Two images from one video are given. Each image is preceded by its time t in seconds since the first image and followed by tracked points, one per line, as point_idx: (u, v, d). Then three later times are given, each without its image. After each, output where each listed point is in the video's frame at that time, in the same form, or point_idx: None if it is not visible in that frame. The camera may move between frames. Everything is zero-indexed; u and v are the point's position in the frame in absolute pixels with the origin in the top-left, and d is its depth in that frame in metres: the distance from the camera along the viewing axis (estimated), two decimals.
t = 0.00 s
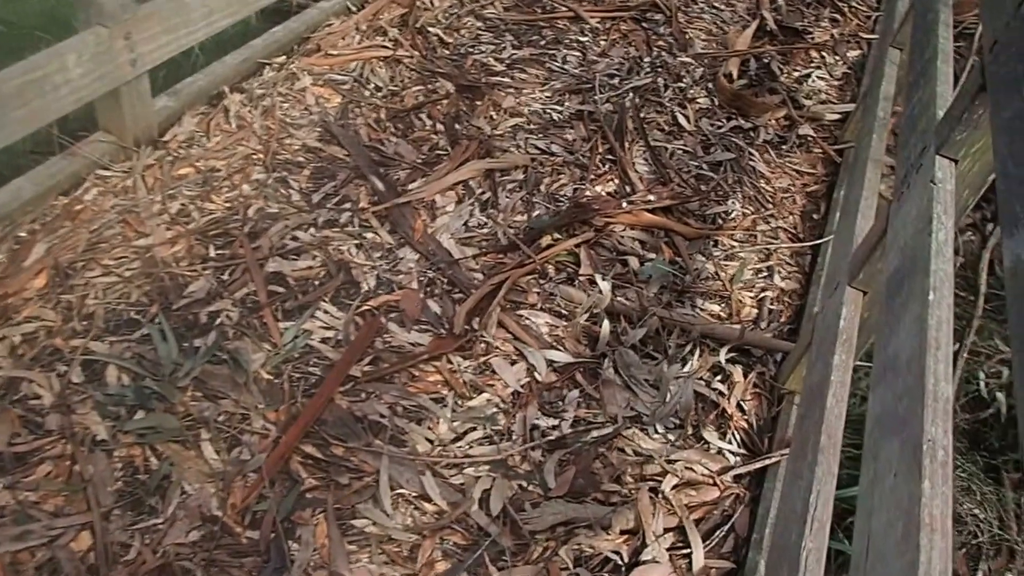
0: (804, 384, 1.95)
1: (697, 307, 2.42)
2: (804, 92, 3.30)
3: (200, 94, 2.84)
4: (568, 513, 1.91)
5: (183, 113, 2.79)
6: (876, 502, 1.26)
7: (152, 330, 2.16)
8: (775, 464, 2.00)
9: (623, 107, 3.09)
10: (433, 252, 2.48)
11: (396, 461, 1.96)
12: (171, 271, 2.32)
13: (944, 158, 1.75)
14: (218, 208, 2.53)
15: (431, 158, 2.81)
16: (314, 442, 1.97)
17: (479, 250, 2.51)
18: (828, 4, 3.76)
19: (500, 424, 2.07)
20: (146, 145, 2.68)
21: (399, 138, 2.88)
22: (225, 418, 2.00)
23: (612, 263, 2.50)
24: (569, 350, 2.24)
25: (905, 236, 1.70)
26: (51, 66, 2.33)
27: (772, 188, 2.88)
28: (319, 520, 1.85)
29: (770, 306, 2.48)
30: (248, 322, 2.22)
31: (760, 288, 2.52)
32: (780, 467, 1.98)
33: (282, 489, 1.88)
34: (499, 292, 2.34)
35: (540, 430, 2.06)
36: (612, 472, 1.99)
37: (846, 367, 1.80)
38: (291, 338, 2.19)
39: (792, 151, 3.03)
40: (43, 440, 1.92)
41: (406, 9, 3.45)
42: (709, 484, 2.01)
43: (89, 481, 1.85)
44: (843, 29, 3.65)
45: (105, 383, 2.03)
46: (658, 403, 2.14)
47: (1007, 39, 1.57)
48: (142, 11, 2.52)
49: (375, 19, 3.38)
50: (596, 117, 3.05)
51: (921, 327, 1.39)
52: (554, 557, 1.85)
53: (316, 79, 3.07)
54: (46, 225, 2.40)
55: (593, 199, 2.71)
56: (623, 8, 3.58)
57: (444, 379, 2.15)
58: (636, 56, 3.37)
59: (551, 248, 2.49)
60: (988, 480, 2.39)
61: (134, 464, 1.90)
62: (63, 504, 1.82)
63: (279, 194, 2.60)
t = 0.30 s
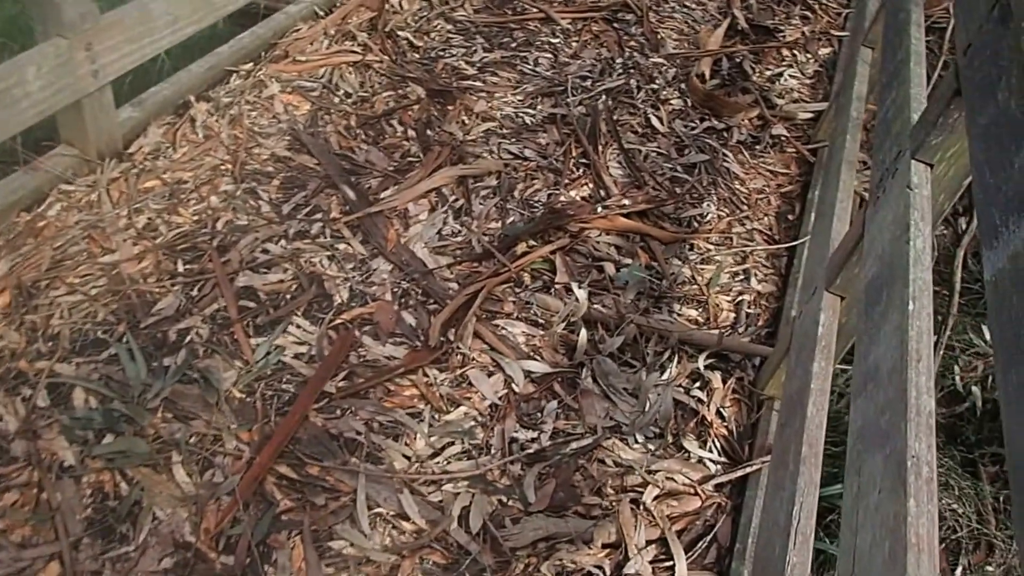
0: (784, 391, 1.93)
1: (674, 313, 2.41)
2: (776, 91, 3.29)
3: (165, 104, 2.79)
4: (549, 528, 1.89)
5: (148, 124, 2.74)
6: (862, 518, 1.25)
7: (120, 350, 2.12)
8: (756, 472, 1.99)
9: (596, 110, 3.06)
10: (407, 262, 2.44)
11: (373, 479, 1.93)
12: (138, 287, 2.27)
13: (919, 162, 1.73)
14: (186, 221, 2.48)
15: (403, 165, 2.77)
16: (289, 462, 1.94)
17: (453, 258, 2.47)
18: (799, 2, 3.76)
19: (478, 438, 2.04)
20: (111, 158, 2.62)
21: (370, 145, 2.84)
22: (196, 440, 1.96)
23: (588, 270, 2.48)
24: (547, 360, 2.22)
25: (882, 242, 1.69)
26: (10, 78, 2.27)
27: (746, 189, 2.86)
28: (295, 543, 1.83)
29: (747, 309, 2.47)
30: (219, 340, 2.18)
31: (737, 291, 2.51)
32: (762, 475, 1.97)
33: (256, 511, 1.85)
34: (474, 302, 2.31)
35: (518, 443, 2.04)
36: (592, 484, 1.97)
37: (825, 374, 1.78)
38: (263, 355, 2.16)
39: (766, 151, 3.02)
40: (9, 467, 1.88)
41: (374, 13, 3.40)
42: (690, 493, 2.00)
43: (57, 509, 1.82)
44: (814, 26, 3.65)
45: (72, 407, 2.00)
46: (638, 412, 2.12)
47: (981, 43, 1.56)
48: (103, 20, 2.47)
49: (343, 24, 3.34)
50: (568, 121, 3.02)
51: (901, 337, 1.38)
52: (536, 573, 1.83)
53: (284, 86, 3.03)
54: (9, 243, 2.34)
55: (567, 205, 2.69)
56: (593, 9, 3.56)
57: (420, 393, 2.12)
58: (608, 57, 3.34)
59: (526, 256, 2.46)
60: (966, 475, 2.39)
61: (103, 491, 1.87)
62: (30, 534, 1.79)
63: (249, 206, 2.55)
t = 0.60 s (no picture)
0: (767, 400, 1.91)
1: (653, 320, 2.39)
2: (751, 91, 3.28)
3: (131, 116, 2.73)
4: (533, 545, 1.88)
5: (114, 137, 2.68)
6: (852, 536, 1.22)
7: (89, 373, 2.09)
8: (741, 481, 1.97)
9: (571, 114, 3.04)
10: (382, 274, 2.41)
11: (352, 501, 1.92)
12: (107, 307, 2.23)
13: (897, 167, 1.71)
14: (155, 237, 2.43)
15: (377, 174, 2.73)
16: (265, 484, 1.92)
17: (430, 269, 2.44)
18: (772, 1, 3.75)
19: (458, 455, 2.02)
20: (76, 173, 2.57)
21: (343, 155, 2.79)
22: (170, 465, 1.94)
23: (566, 278, 2.45)
24: (527, 372, 2.19)
25: (863, 250, 1.66)
26: None
27: (723, 192, 2.85)
28: (273, 567, 1.82)
29: (727, 314, 2.45)
30: (191, 360, 2.15)
31: (716, 296, 2.49)
32: (745, 485, 1.95)
33: (234, 537, 1.84)
34: (451, 314, 2.28)
35: (499, 458, 2.02)
36: (575, 498, 1.96)
37: (807, 384, 1.76)
38: (237, 374, 2.13)
39: (742, 152, 3.01)
40: None
41: (345, 18, 3.36)
42: (674, 505, 1.98)
43: (28, 541, 1.81)
44: (787, 25, 3.64)
45: (41, 435, 1.98)
46: (620, 423, 2.10)
47: (957, 49, 1.55)
48: (65, 32, 2.40)
49: (312, 30, 3.29)
50: (543, 125, 2.99)
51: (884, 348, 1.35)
52: None
53: (253, 95, 2.97)
54: None
55: (544, 212, 2.66)
56: (566, 10, 3.53)
57: (398, 409, 2.10)
58: (581, 60, 3.32)
59: (503, 265, 2.44)
60: (946, 470, 2.38)
61: (74, 521, 1.85)
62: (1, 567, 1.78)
63: (219, 220, 2.51)
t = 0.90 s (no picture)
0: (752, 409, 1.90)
1: (634, 327, 2.38)
2: (724, 93, 3.27)
3: (98, 131, 2.67)
4: (520, 562, 1.86)
5: (80, 154, 2.62)
6: (844, 553, 1.21)
7: (60, 399, 2.04)
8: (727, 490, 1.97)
9: (545, 120, 3.02)
10: (359, 288, 2.37)
11: (335, 522, 1.89)
12: (78, 330, 2.18)
13: (875, 173, 1.70)
14: (126, 256, 2.38)
15: (350, 186, 2.70)
16: (245, 508, 1.89)
17: (407, 282, 2.41)
18: (742, 2, 3.75)
19: (441, 472, 2.00)
20: (43, 193, 2.51)
21: (315, 166, 2.76)
22: (147, 491, 1.90)
23: (545, 287, 2.43)
24: (508, 385, 2.18)
25: (844, 257, 1.65)
26: None
27: (700, 195, 2.84)
28: None
29: (707, 319, 2.45)
30: (166, 382, 2.11)
31: (696, 301, 2.49)
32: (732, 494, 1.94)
33: (214, 564, 1.81)
34: (430, 327, 2.26)
35: (483, 474, 2.00)
36: (561, 513, 1.95)
37: (791, 393, 1.74)
38: (214, 396, 2.09)
39: (717, 155, 3.01)
40: None
41: (313, 27, 3.32)
42: (661, 517, 1.98)
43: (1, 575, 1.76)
44: (757, 25, 3.64)
45: (13, 464, 1.93)
46: (604, 435, 2.09)
47: (932, 54, 1.53)
48: (28, 49, 2.35)
49: (281, 39, 3.24)
50: (517, 132, 2.97)
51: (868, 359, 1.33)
52: None
53: (223, 108, 2.93)
54: None
55: (521, 220, 2.64)
56: (538, 14, 3.51)
57: (379, 427, 2.07)
58: (554, 64, 3.30)
59: (481, 276, 2.41)
60: (927, 466, 2.39)
61: (50, 552, 1.81)
62: None
63: (191, 236, 2.46)
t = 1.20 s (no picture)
0: (739, 422, 1.88)
1: (617, 337, 2.37)
2: (699, 97, 3.27)
3: (67, 151, 2.62)
4: None
5: (49, 174, 2.57)
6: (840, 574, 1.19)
7: (35, 429, 1.99)
8: (715, 502, 1.97)
9: (521, 128, 3.00)
10: (338, 305, 2.34)
11: (319, 547, 1.86)
12: (51, 357, 2.13)
13: (855, 180, 1.65)
14: (99, 278, 2.34)
15: (326, 201, 2.66)
16: (227, 536, 1.86)
17: (387, 297, 2.38)
18: (714, 4, 3.76)
19: (427, 491, 1.98)
20: (11, 215, 2.46)
21: (290, 181, 2.72)
22: (127, 521, 1.86)
23: (526, 298, 2.42)
24: (492, 401, 2.17)
25: (827, 265, 1.61)
26: None
27: (678, 202, 2.84)
28: None
29: (690, 327, 2.45)
30: (143, 408, 2.06)
31: (677, 309, 2.49)
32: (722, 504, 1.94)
33: None
34: (412, 344, 2.23)
35: (470, 493, 1.98)
36: (549, 530, 1.94)
37: (778, 404, 1.73)
38: (192, 421, 2.05)
39: (694, 160, 3.00)
40: None
41: (284, 38, 3.28)
42: (650, 531, 1.97)
43: None
44: (730, 27, 3.65)
45: None
46: (590, 449, 2.09)
47: (910, 61, 1.46)
48: None
49: (252, 51, 3.20)
50: (493, 141, 2.95)
51: (855, 372, 1.30)
52: None
53: (194, 123, 2.88)
54: None
55: (500, 231, 2.62)
56: (510, 21, 3.49)
57: (363, 447, 2.05)
58: (528, 71, 3.28)
59: (461, 290, 2.39)
60: (912, 465, 2.39)
61: None
62: None
63: (165, 256, 2.42)
